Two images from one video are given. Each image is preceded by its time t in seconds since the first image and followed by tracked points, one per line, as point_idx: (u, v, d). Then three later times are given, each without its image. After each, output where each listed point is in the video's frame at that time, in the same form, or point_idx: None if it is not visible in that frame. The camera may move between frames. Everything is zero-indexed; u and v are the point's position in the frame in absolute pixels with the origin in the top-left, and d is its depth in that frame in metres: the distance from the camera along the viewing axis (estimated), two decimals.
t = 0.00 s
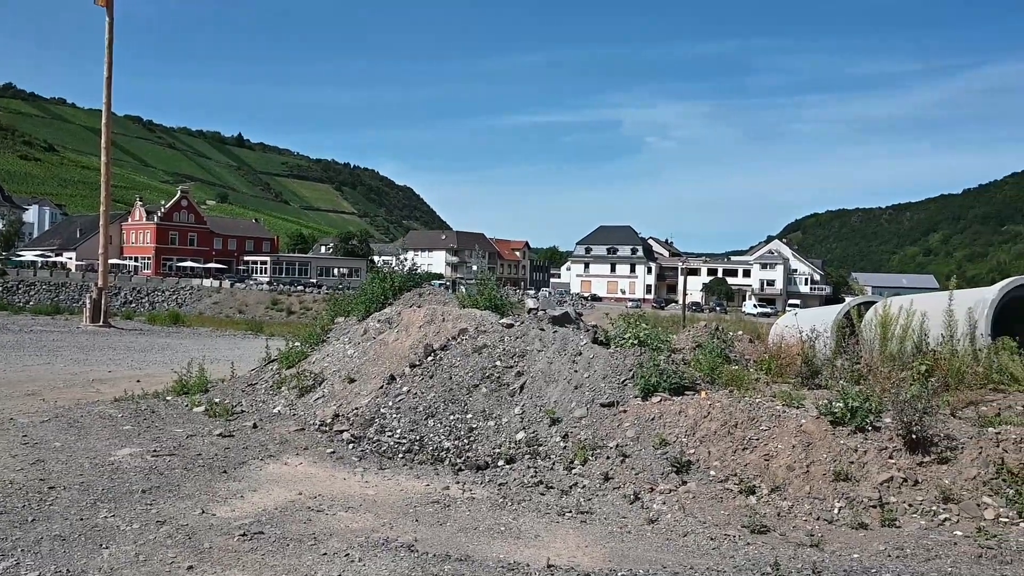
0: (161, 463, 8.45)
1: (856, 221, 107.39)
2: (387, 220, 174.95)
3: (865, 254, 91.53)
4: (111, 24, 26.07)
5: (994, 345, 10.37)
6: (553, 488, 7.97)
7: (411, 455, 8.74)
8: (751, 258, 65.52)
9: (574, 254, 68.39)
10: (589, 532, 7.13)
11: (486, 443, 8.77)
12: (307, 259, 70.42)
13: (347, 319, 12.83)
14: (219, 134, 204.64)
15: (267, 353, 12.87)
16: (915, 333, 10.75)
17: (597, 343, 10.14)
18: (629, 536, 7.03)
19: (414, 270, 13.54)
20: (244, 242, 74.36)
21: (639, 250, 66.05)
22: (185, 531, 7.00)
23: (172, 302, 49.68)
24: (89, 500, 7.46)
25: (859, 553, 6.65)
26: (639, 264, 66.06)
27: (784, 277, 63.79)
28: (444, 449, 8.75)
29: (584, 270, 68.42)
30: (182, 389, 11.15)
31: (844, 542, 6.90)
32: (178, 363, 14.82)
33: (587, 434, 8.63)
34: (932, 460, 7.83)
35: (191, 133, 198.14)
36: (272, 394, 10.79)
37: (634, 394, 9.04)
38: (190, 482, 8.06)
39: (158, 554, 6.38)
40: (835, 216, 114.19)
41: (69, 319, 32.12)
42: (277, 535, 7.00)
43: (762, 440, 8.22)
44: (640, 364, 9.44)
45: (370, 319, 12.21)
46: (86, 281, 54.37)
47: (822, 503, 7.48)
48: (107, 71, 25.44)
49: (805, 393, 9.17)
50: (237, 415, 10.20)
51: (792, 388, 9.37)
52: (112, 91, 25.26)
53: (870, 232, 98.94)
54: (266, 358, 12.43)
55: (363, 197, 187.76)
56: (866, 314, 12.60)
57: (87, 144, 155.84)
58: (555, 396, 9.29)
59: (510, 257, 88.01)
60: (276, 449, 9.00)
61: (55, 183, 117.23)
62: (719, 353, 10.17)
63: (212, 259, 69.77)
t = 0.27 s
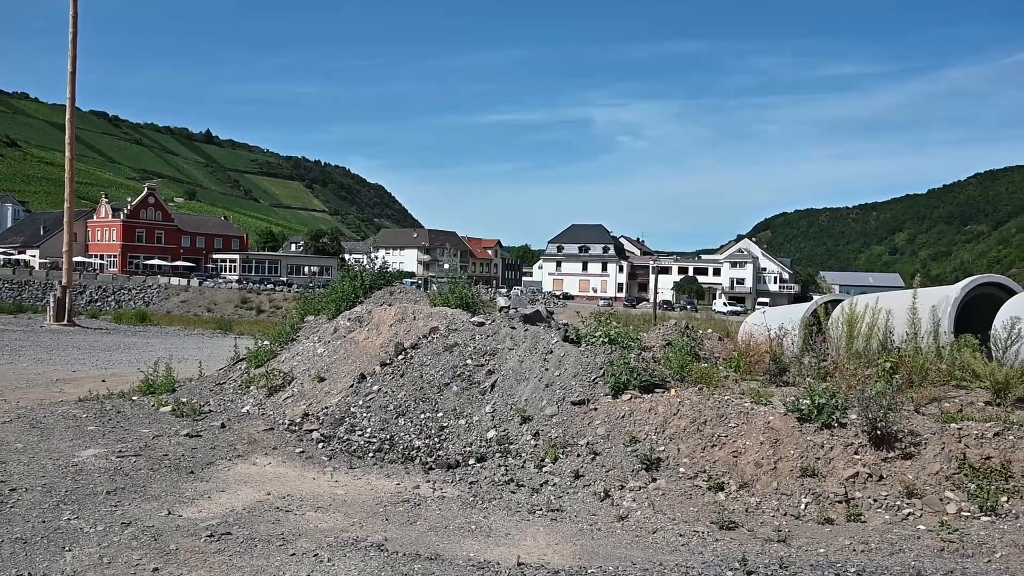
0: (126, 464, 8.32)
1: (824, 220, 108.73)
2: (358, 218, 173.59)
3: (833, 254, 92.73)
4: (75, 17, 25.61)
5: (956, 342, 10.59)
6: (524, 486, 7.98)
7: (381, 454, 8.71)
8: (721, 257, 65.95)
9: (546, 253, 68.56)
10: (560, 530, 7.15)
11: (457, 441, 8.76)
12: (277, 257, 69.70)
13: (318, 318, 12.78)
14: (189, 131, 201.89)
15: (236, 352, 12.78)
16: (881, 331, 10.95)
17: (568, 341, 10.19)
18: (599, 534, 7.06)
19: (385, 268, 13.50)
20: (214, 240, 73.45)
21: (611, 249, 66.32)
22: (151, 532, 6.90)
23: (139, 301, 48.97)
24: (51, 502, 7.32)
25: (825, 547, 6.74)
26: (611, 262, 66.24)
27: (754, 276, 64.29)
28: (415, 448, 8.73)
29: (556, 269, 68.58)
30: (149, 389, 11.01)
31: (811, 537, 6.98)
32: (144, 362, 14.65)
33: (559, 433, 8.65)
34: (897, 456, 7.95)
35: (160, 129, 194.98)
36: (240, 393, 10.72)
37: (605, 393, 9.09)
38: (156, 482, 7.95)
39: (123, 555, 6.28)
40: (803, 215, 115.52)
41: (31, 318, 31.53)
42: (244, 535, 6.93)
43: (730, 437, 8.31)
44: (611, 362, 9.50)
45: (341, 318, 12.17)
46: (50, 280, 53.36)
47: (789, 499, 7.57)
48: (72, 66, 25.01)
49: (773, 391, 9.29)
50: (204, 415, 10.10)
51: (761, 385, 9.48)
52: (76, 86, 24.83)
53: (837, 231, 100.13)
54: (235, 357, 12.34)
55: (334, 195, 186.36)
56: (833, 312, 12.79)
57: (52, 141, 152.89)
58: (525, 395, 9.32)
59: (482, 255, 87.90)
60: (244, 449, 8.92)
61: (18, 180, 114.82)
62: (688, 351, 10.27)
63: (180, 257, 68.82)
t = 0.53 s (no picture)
0: (94, 465, 8.21)
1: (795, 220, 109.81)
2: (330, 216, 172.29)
3: (804, 253, 93.66)
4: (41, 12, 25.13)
5: (924, 340, 10.75)
6: (496, 485, 7.99)
7: (353, 454, 8.68)
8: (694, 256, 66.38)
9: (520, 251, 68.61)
10: (532, 529, 7.15)
11: (429, 440, 8.76)
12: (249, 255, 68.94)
13: (289, 317, 12.74)
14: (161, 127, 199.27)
15: (206, 351, 12.70)
16: (850, 329, 11.10)
17: (541, 340, 10.22)
18: (571, 532, 7.08)
19: (356, 267, 13.45)
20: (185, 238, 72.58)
21: (584, 248, 66.46)
22: (118, 534, 6.80)
23: (108, 300, 48.31)
24: (16, 504, 7.20)
25: (794, 544, 6.81)
26: (585, 261, 66.53)
27: (726, 275, 64.78)
28: (387, 448, 8.71)
29: (531, 267, 68.71)
30: (117, 389, 10.90)
31: (780, 533, 7.04)
32: (113, 362, 14.50)
33: (531, 431, 8.67)
34: (865, 453, 8.04)
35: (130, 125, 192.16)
36: (211, 394, 10.66)
37: (577, 391, 9.13)
38: (124, 484, 7.86)
39: (88, 558, 6.19)
40: (773, 215, 116.60)
41: None
42: (214, 536, 6.86)
43: (701, 435, 8.37)
44: (583, 361, 9.55)
45: (313, 317, 12.14)
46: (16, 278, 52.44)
47: (759, 497, 7.65)
48: (38, 62, 24.58)
49: (743, 389, 9.38)
50: (174, 415, 10.01)
51: (731, 383, 9.57)
52: (42, 83, 24.39)
53: (807, 231, 100.98)
54: (205, 356, 12.26)
55: (306, 194, 184.96)
56: (803, 311, 12.96)
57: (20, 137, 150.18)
58: (498, 394, 9.33)
59: (455, 254, 87.69)
60: (215, 449, 8.85)
61: None
62: (659, 349, 10.34)
63: (151, 256, 67.95)
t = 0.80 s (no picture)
0: (64, 468, 8.12)
1: (769, 221, 110.89)
2: (306, 216, 171.18)
3: (778, 254, 94.56)
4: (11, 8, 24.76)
5: (895, 340, 10.90)
6: (472, 485, 7.99)
7: (328, 455, 8.66)
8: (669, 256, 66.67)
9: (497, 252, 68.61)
10: (508, 529, 7.16)
11: (405, 441, 8.75)
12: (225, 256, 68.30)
13: (264, 317, 12.69)
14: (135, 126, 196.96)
15: (180, 351, 12.62)
16: (823, 329, 11.24)
17: (517, 341, 10.25)
18: (546, 532, 7.10)
19: (332, 268, 13.42)
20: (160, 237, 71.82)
21: (561, 248, 66.59)
22: (89, 537, 6.73)
23: (80, 300, 47.74)
24: None
25: (767, 543, 6.87)
26: (560, 262, 66.65)
27: (701, 275, 65.30)
28: (363, 449, 8.69)
29: (508, 268, 68.67)
30: (89, 390, 10.79)
31: (754, 532, 7.11)
32: (85, 362, 14.36)
33: (507, 432, 8.68)
34: (838, 452, 8.12)
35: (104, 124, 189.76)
36: (184, 395, 10.60)
37: (553, 392, 9.17)
38: (95, 486, 7.77)
39: (59, 561, 6.10)
40: (748, 215, 117.52)
41: None
42: (187, 539, 6.81)
43: (676, 434, 8.43)
44: (559, 361, 9.59)
45: (288, 317, 12.10)
46: None
47: (734, 496, 7.71)
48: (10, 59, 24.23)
49: (718, 389, 9.45)
50: (146, 417, 9.93)
51: (706, 383, 9.65)
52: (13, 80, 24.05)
53: (781, 231, 102.03)
54: (179, 357, 12.18)
55: (282, 193, 183.78)
56: (777, 312, 13.11)
57: None
58: (474, 394, 9.34)
59: (431, 254, 87.45)
60: (188, 451, 8.79)
61: None
62: (635, 349, 10.41)
63: (124, 255, 67.17)
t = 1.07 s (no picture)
0: (35, 470, 8.02)
1: (745, 222, 111.61)
2: (283, 215, 169.90)
3: (755, 254, 95.29)
4: None
5: (869, 340, 11.03)
6: (449, 486, 7.98)
7: (304, 456, 8.62)
8: (647, 257, 66.96)
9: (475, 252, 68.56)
10: (485, 529, 7.17)
11: (382, 442, 8.73)
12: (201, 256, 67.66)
13: (240, 318, 12.62)
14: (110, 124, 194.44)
15: (155, 352, 12.52)
16: (798, 330, 11.36)
17: (494, 341, 10.27)
18: (523, 532, 7.10)
19: (309, 268, 13.36)
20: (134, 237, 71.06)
21: (539, 249, 66.69)
22: (60, 540, 6.64)
23: (52, 301, 47.14)
24: None
25: (742, 542, 6.92)
26: (540, 262, 66.52)
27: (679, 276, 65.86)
28: (339, 449, 8.66)
29: (486, 268, 68.59)
30: (61, 392, 10.67)
31: (730, 531, 7.15)
32: (56, 364, 14.20)
33: (483, 432, 8.69)
34: (812, 451, 8.20)
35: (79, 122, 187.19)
36: (158, 396, 10.52)
37: (530, 392, 9.19)
38: (66, 489, 7.68)
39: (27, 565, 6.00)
40: (725, 215, 118.20)
41: None
42: (160, 541, 6.74)
43: (652, 434, 8.48)
44: (536, 362, 9.63)
45: (264, 317, 12.04)
46: None
47: (710, 495, 7.76)
48: None
49: (694, 389, 9.51)
50: (119, 418, 9.84)
51: (682, 384, 9.71)
52: None
53: (758, 232, 102.82)
54: (153, 358, 12.10)
55: (259, 193, 182.31)
56: (753, 312, 13.23)
57: None
58: (451, 395, 9.35)
59: (410, 255, 87.08)
60: (162, 453, 8.72)
61: None
62: (612, 349, 10.45)
63: (98, 255, 66.38)
